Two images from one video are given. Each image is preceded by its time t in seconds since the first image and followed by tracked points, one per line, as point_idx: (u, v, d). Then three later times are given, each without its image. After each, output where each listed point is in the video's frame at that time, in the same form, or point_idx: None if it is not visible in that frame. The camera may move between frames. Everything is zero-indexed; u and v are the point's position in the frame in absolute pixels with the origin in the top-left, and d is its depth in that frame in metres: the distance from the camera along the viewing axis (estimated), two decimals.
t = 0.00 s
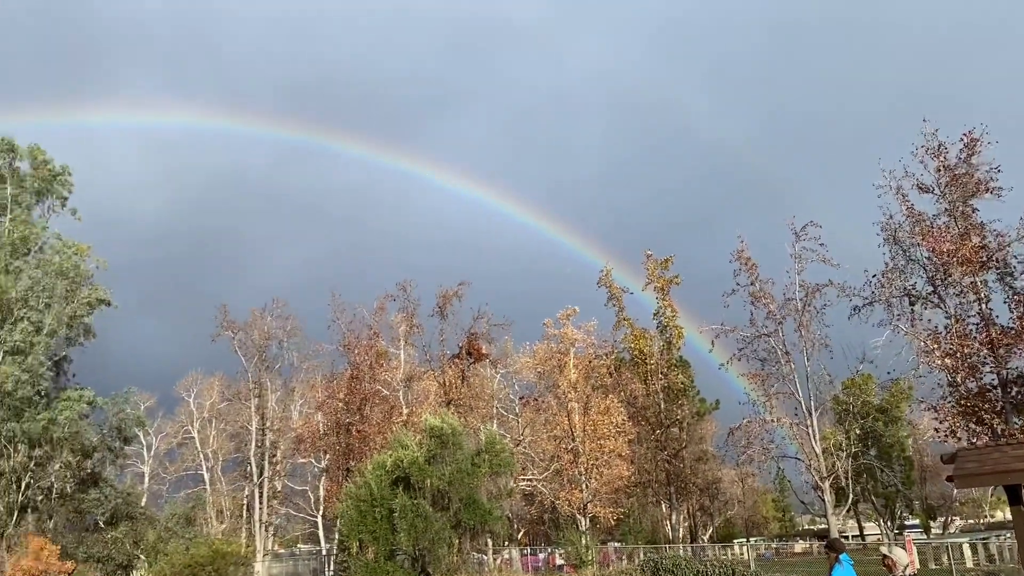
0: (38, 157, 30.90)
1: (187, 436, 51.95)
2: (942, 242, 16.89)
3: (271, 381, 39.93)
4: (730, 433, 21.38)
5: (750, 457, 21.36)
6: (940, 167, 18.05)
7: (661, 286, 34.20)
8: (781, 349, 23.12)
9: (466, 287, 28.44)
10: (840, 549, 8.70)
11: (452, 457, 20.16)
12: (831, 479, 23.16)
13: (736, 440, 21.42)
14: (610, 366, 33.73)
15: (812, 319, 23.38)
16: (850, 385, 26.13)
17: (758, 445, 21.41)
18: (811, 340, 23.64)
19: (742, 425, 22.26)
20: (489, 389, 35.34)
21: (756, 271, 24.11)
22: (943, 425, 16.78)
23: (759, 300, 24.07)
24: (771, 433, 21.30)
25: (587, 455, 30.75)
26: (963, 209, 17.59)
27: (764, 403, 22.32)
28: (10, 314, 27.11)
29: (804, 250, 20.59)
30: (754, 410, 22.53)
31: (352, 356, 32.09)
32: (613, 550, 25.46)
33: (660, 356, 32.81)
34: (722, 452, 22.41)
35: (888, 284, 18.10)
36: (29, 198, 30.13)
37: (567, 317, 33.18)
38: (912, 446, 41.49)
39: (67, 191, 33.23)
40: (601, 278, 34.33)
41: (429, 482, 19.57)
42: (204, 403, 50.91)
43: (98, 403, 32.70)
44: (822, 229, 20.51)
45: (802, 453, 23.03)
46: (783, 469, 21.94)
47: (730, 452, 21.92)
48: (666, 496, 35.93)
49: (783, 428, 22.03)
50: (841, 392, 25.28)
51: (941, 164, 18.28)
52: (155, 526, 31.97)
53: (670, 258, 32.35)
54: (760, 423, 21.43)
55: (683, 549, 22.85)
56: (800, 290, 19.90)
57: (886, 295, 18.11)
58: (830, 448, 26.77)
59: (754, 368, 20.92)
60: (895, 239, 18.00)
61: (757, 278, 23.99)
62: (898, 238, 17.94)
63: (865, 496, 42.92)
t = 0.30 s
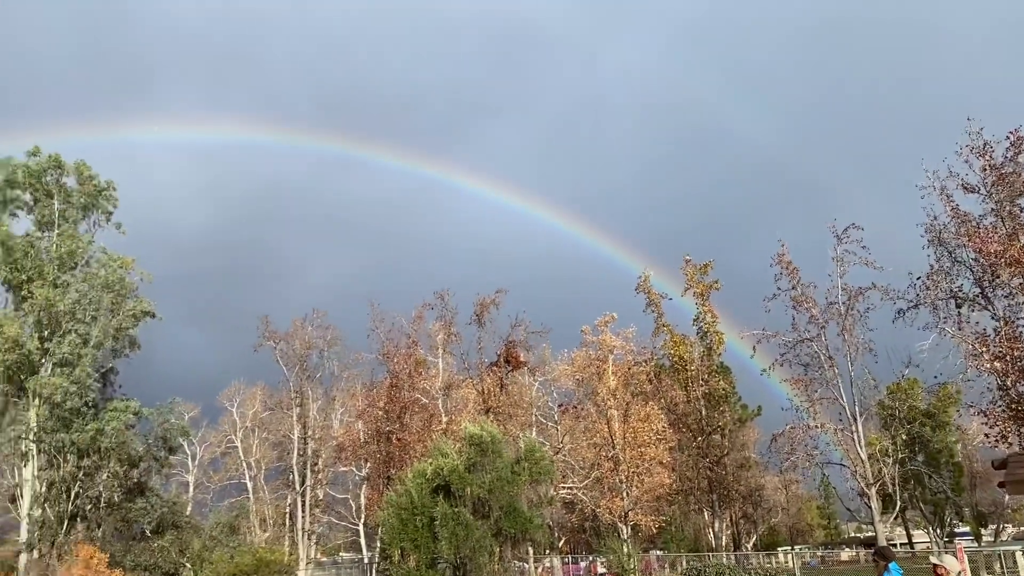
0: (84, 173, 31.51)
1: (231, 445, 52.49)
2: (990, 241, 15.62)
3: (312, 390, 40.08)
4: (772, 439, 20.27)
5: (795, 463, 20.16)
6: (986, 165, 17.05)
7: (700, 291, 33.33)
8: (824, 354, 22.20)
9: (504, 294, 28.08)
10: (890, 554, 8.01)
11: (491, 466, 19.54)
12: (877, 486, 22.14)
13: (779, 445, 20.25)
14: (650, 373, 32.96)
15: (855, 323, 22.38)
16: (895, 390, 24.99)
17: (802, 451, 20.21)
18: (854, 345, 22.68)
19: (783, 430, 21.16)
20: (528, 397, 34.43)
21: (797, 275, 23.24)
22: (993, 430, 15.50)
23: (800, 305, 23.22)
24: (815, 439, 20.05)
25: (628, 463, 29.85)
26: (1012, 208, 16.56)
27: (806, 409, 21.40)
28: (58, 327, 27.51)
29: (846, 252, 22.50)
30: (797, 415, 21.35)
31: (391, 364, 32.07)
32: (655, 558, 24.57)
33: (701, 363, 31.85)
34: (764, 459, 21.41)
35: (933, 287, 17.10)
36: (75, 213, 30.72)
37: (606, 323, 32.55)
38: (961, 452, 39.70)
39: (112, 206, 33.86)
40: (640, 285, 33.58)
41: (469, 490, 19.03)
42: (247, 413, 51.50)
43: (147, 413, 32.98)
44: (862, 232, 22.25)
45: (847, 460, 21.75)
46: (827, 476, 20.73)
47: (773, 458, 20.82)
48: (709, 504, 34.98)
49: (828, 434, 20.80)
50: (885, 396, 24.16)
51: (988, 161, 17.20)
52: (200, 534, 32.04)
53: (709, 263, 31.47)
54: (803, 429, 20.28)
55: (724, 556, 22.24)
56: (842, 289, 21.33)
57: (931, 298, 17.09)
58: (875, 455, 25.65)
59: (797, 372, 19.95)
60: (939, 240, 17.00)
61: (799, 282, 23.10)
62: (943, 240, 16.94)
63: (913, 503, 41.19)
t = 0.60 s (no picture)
0: (127, 186, 32.04)
1: (272, 453, 52.93)
2: None
3: (351, 397, 40.06)
4: (814, 445, 18.44)
5: (839, 469, 18.45)
6: None
7: (739, 294, 32.46)
8: (866, 357, 21.17)
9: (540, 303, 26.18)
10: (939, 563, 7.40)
11: (529, 471, 19.03)
12: (924, 492, 20.09)
13: (822, 451, 18.42)
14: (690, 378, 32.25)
15: (899, 325, 21.35)
16: (940, 393, 23.73)
17: (845, 455, 18.50)
18: (897, 348, 21.62)
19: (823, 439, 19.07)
20: (566, 403, 33.77)
21: (838, 277, 22.21)
22: None
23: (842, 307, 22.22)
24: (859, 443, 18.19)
25: (667, 469, 29.20)
26: None
27: (849, 413, 19.46)
28: (103, 337, 27.85)
29: (887, 253, 18.38)
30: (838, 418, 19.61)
31: (428, 371, 31.84)
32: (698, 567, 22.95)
33: (741, 367, 30.92)
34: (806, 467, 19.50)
35: (979, 287, 16.03)
36: (118, 226, 31.21)
37: (643, 328, 31.86)
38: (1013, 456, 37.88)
39: (155, 219, 34.39)
40: (678, 288, 32.98)
41: (508, 496, 18.60)
42: (287, 420, 51.89)
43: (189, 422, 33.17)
44: (906, 231, 18.10)
45: (890, 465, 19.93)
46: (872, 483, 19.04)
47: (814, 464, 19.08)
48: (751, 511, 34.04)
49: (871, 437, 18.92)
50: (930, 399, 22.93)
51: None
52: (243, 541, 32.26)
53: (748, 266, 30.56)
54: (847, 433, 18.50)
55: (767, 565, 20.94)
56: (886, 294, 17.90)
57: (977, 299, 16.02)
58: (921, 460, 24.45)
59: (841, 377, 18.08)
60: (984, 239, 15.89)
61: (839, 283, 22.05)
62: (988, 238, 15.82)
63: (961, 508, 39.44)
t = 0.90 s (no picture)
0: (163, 196, 32.47)
1: (307, 457, 53.34)
2: None
3: (385, 402, 40.17)
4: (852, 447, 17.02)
5: (878, 473, 17.05)
6: None
7: (773, 296, 31.65)
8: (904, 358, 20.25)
9: (571, 303, 26.56)
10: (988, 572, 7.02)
11: (563, 476, 18.62)
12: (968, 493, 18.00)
13: (858, 454, 17.01)
14: (724, 381, 31.19)
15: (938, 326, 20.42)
16: (981, 393, 22.81)
17: (883, 458, 17.10)
18: (935, 349, 20.73)
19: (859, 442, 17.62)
20: (599, 407, 33.28)
21: (874, 277, 21.35)
22: None
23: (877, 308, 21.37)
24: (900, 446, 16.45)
25: (702, 472, 28.63)
26: None
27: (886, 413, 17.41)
28: (140, 345, 28.17)
29: (922, 253, 17.16)
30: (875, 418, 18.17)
31: (461, 375, 31.65)
32: (732, 568, 22.46)
33: (775, 369, 29.41)
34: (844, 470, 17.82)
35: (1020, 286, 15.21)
36: (155, 235, 31.71)
37: (675, 330, 31.23)
38: None
39: (190, 228, 34.82)
40: (711, 290, 32.26)
41: (542, 501, 18.21)
42: (321, 425, 52.24)
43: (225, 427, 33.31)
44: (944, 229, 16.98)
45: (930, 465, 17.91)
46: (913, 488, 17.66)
47: (850, 467, 17.74)
48: (787, 515, 33.28)
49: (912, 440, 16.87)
50: (971, 401, 22.05)
51: None
52: (279, 546, 32.57)
53: (782, 267, 29.75)
54: (885, 435, 17.09)
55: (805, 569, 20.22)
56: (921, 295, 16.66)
57: (1018, 298, 15.21)
58: (962, 463, 23.52)
59: (879, 378, 16.90)
60: None
61: (875, 283, 21.20)
62: None
63: (1005, 511, 38.06)
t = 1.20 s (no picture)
0: (201, 204, 32.92)
1: (344, 461, 53.69)
2: None
3: (420, 406, 40.17)
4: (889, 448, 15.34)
5: (920, 476, 15.35)
6: None
7: (810, 296, 30.76)
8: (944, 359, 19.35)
9: (604, 306, 25.27)
10: None
11: (599, 478, 18.06)
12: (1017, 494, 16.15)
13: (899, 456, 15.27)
14: (762, 382, 30.28)
15: (982, 326, 19.46)
16: None
17: (926, 460, 15.31)
18: (980, 349, 19.81)
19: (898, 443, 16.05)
20: (635, 409, 32.74)
21: (913, 275, 20.49)
22: None
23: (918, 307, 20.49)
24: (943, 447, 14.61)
25: (740, 475, 27.86)
26: None
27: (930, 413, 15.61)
28: (180, 351, 28.68)
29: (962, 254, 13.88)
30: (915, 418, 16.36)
31: (495, 379, 31.44)
32: (771, 571, 21.94)
33: (814, 371, 28.40)
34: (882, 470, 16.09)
35: None
36: (193, 243, 32.11)
37: (712, 332, 30.60)
38: None
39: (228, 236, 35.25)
40: (746, 291, 31.38)
41: (578, 504, 17.71)
42: (358, 429, 52.46)
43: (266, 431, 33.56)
44: (986, 228, 13.67)
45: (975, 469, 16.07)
46: (960, 495, 15.86)
47: (890, 469, 16.01)
48: (828, 517, 32.35)
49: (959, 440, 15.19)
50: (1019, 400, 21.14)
51: None
52: (318, 550, 32.68)
53: (819, 266, 28.90)
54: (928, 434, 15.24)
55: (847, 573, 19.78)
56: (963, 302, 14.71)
57: None
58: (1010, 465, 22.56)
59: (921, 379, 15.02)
60: None
61: (915, 282, 20.35)
62: None
63: None
